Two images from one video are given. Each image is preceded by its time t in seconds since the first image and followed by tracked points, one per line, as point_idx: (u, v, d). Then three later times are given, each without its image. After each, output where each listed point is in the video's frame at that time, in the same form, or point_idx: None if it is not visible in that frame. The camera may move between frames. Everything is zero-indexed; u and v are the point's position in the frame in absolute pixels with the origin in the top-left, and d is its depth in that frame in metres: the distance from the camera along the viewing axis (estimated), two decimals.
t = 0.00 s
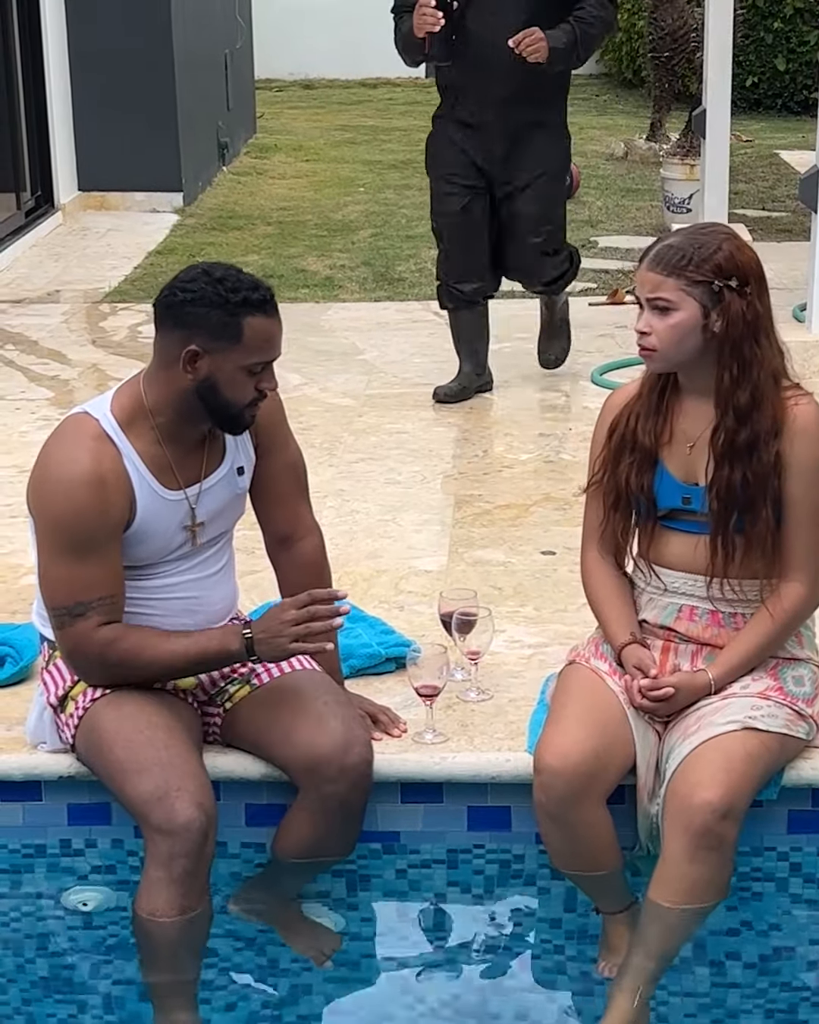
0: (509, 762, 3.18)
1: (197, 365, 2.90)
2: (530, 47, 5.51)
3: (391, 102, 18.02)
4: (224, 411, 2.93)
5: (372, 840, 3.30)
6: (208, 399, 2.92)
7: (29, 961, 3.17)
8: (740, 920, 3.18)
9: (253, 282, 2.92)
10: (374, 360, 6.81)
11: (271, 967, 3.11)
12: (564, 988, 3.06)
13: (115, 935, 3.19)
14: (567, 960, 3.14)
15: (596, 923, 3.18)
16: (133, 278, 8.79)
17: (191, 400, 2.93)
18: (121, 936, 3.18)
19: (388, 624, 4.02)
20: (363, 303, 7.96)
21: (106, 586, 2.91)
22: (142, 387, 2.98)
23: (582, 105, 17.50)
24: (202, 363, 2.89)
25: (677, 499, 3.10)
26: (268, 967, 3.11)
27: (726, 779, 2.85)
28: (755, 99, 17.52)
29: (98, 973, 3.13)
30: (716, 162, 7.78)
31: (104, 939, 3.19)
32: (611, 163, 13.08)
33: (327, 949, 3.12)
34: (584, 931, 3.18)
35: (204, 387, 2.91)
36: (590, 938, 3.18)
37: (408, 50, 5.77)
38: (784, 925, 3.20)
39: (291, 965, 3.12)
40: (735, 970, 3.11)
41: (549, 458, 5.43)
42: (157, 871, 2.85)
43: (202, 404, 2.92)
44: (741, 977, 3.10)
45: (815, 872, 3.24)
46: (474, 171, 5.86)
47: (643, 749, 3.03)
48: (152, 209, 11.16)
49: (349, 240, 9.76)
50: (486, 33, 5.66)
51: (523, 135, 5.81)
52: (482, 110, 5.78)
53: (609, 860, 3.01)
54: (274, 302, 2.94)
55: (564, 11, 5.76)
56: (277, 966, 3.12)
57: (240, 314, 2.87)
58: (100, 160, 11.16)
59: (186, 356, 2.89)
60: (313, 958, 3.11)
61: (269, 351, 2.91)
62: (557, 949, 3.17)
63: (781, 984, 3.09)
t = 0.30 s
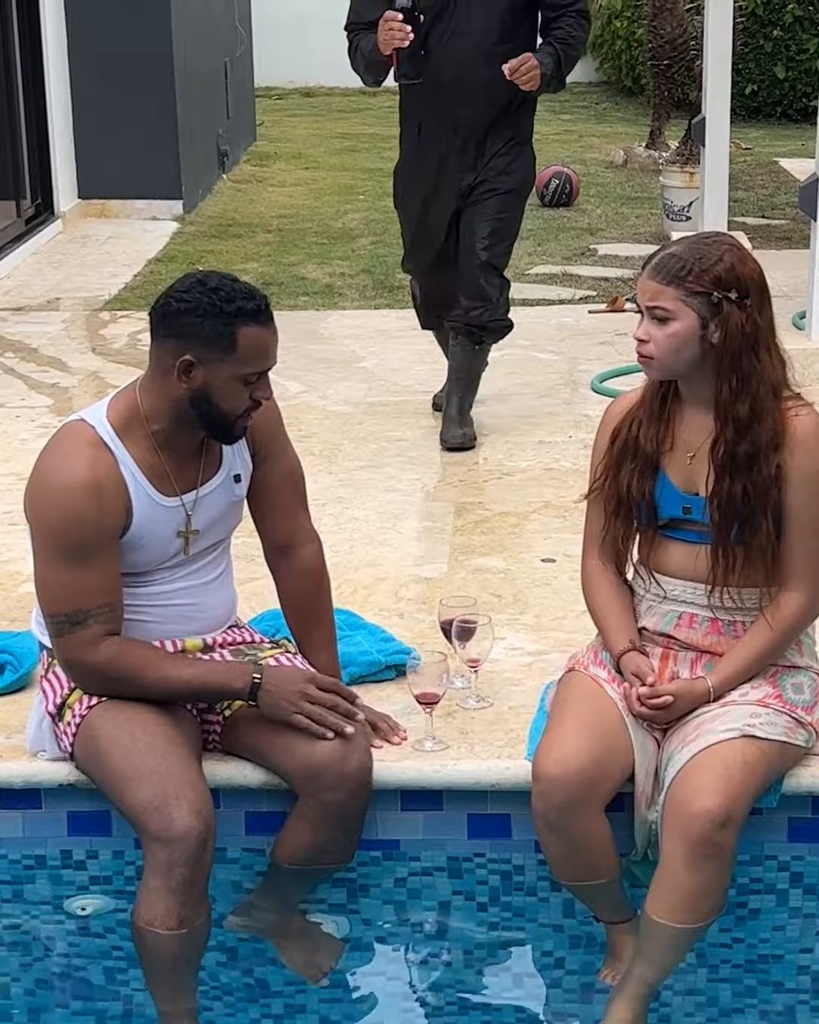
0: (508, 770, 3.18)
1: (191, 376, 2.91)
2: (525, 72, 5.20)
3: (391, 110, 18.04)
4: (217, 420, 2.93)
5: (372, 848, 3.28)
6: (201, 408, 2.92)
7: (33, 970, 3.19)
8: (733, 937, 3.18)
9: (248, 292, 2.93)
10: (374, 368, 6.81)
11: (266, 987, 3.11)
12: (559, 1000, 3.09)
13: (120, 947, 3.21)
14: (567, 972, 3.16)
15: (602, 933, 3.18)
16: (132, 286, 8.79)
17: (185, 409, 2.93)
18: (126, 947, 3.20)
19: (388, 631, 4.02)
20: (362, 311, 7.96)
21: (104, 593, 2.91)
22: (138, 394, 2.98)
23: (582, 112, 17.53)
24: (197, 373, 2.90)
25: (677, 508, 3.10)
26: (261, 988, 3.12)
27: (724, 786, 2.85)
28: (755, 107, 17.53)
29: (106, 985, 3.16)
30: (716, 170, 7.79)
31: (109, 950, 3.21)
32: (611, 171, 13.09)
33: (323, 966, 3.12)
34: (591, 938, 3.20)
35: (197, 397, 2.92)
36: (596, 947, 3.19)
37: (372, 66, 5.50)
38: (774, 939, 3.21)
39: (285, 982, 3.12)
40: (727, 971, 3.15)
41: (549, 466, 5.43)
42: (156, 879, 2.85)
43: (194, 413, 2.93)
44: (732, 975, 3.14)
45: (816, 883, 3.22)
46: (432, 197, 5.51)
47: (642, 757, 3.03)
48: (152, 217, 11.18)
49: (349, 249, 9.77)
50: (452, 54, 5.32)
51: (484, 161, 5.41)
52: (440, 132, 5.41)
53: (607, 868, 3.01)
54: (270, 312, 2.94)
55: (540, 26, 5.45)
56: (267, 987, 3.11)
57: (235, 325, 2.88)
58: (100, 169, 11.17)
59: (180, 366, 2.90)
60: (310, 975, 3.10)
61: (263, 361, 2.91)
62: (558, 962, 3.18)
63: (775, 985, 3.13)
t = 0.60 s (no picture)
0: (507, 778, 3.19)
1: (201, 387, 2.90)
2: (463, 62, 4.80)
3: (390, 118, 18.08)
4: (223, 430, 2.94)
5: (371, 853, 3.28)
6: (209, 418, 2.93)
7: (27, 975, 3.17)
8: (736, 939, 3.17)
9: (257, 304, 2.93)
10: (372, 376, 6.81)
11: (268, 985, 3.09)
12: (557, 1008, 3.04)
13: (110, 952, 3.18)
14: (562, 976, 3.12)
15: (591, 941, 3.14)
16: (131, 295, 8.79)
17: (193, 419, 2.94)
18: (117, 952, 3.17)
19: (386, 640, 4.02)
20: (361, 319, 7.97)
21: (109, 599, 2.92)
22: (139, 403, 2.98)
23: (580, 121, 17.56)
24: (208, 385, 2.90)
25: (676, 516, 3.10)
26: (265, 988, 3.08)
27: (722, 794, 2.85)
28: (753, 116, 17.57)
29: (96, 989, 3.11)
30: (714, 179, 7.80)
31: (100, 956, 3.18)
32: (609, 180, 13.10)
33: (325, 967, 3.11)
34: (581, 949, 3.16)
35: (207, 409, 2.92)
36: (587, 956, 3.15)
37: (335, 81, 5.03)
38: (777, 941, 3.19)
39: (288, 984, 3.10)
40: (729, 978, 3.12)
41: (547, 474, 5.43)
42: (153, 888, 2.86)
43: (201, 422, 2.93)
44: (733, 982, 3.11)
45: (813, 890, 3.23)
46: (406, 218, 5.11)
47: (641, 765, 3.03)
48: (150, 226, 11.19)
49: (348, 257, 9.77)
50: (419, 69, 4.93)
51: (461, 186, 5.08)
52: (415, 150, 5.02)
53: (605, 875, 3.00)
54: (278, 324, 2.95)
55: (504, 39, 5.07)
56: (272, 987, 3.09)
57: (247, 338, 2.88)
58: (98, 178, 11.19)
59: (192, 379, 2.90)
60: (312, 977, 3.09)
61: (272, 372, 2.92)
62: (554, 969, 3.14)
63: (780, 992, 3.10)
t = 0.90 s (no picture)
0: (504, 787, 3.18)
1: (210, 392, 2.90)
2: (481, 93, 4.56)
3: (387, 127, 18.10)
4: (230, 437, 2.94)
5: (369, 861, 3.29)
6: (215, 425, 2.93)
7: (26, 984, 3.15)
8: (738, 948, 3.15)
9: (268, 312, 2.94)
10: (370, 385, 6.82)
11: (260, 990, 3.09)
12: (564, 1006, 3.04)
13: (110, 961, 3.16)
14: (568, 979, 3.12)
15: (594, 945, 3.14)
16: (129, 304, 8.79)
17: (200, 424, 2.93)
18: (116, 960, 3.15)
19: (384, 649, 4.01)
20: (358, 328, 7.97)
21: (126, 603, 2.91)
22: (147, 409, 2.98)
23: (577, 130, 17.59)
24: (216, 389, 2.89)
25: (673, 525, 3.10)
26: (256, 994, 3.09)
27: (722, 803, 2.84)
28: (750, 125, 17.61)
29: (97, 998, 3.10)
30: (710, 187, 7.81)
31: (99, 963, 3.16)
32: (606, 188, 13.12)
33: (316, 971, 3.12)
34: (582, 953, 3.15)
35: (214, 415, 2.92)
36: (589, 961, 3.14)
37: (304, 115, 4.64)
38: (781, 952, 3.17)
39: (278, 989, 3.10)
40: (733, 992, 3.09)
41: (545, 483, 5.43)
42: (150, 897, 2.84)
43: (208, 429, 2.93)
44: (738, 997, 3.08)
45: (813, 896, 3.23)
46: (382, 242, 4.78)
47: (639, 774, 3.03)
48: (147, 234, 11.20)
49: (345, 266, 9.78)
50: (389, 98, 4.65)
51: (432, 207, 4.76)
52: (386, 170, 4.71)
53: (603, 881, 3.00)
54: (286, 333, 2.96)
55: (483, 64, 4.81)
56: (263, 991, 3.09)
57: (258, 345, 2.89)
58: (96, 188, 11.20)
59: (200, 383, 2.90)
60: (302, 982, 3.09)
61: (279, 380, 2.93)
62: (558, 970, 3.14)
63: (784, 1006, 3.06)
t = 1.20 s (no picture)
0: (501, 796, 3.18)
1: (239, 398, 2.92)
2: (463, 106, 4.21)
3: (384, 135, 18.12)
4: (255, 443, 2.97)
5: (364, 868, 3.26)
6: (242, 431, 2.95)
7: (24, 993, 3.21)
8: (727, 954, 3.18)
9: (295, 321, 2.97)
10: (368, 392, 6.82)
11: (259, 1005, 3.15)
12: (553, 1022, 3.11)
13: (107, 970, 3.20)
14: (563, 995, 3.17)
15: (594, 958, 3.18)
16: (126, 312, 8.79)
17: (225, 430, 2.94)
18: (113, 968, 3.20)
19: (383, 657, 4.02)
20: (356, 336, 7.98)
21: (160, 598, 2.91)
22: (167, 414, 2.98)
23: (574, 137, 17.60)
24: (246, 397, 2.92)
25: (671, 533, 3.10)
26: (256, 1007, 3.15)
27: (718, 810, 2.85)
28: (746, 132, 17.64)
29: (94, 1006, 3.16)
30: (708, 195, 7.82)
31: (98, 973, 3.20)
32: (603, 196, 13.13)
33: (322, 985, 3.16)
34: (583, 966, 3.20)
35: (241, 421, 2.94)
36: (588, 974, 3.19)
37: (301, 158, 4.35)
38: (768, 955, 3.20)
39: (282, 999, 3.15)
40: (721, 992, 3.15)
41: (542, 490, 5.44)
42: (146, 906, 2.85)
43: (235, 434, 2.95)
44: (726, 1000, 3.15)
45: (808, 905, 3.22)
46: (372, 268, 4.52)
47: (636, 781, 3.03)
48: (145, 242, 11.21)
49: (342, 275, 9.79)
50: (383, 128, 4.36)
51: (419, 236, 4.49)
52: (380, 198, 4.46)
53: (600, 891, 3.00)
54: (311, 342, 2.99)
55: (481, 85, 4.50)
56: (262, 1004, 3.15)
57: (289, 353, 2.91)
58: (94, 195, 11.20)
59: (231, 389, 2.91)
60: (309, 996, 3.14)
61: (304, 387, 2.96)
62: (551, 988, 3.18)
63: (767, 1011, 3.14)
